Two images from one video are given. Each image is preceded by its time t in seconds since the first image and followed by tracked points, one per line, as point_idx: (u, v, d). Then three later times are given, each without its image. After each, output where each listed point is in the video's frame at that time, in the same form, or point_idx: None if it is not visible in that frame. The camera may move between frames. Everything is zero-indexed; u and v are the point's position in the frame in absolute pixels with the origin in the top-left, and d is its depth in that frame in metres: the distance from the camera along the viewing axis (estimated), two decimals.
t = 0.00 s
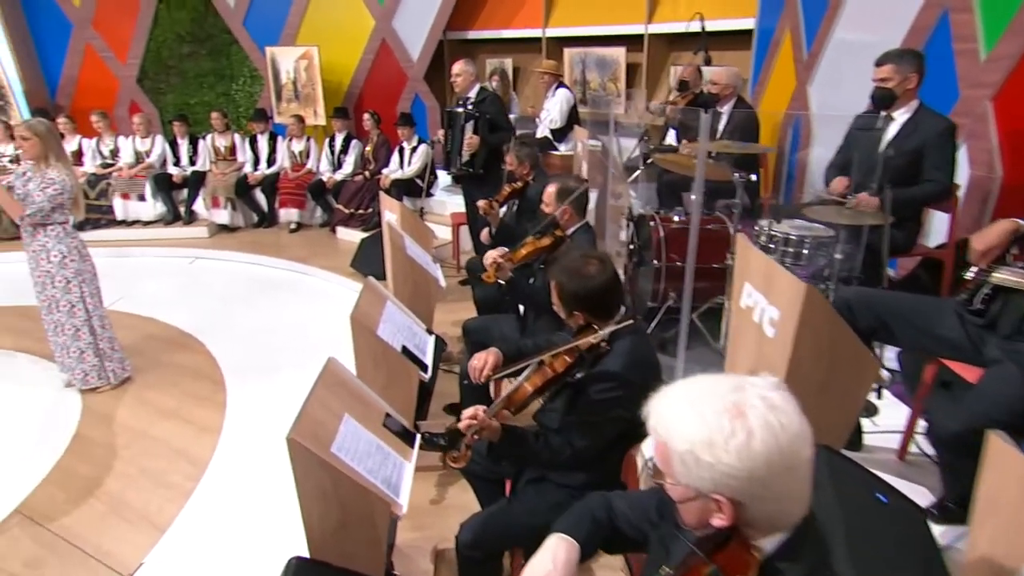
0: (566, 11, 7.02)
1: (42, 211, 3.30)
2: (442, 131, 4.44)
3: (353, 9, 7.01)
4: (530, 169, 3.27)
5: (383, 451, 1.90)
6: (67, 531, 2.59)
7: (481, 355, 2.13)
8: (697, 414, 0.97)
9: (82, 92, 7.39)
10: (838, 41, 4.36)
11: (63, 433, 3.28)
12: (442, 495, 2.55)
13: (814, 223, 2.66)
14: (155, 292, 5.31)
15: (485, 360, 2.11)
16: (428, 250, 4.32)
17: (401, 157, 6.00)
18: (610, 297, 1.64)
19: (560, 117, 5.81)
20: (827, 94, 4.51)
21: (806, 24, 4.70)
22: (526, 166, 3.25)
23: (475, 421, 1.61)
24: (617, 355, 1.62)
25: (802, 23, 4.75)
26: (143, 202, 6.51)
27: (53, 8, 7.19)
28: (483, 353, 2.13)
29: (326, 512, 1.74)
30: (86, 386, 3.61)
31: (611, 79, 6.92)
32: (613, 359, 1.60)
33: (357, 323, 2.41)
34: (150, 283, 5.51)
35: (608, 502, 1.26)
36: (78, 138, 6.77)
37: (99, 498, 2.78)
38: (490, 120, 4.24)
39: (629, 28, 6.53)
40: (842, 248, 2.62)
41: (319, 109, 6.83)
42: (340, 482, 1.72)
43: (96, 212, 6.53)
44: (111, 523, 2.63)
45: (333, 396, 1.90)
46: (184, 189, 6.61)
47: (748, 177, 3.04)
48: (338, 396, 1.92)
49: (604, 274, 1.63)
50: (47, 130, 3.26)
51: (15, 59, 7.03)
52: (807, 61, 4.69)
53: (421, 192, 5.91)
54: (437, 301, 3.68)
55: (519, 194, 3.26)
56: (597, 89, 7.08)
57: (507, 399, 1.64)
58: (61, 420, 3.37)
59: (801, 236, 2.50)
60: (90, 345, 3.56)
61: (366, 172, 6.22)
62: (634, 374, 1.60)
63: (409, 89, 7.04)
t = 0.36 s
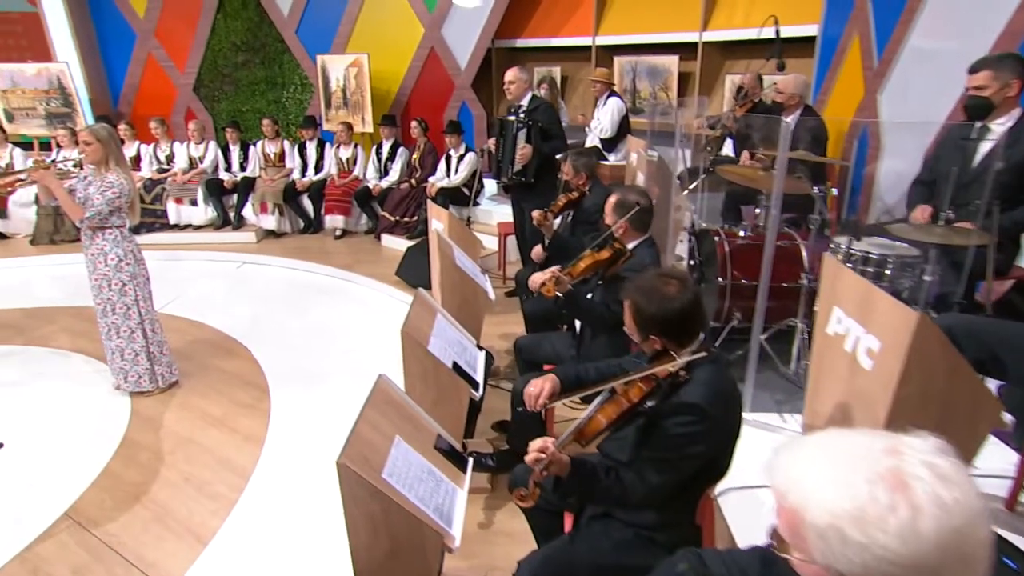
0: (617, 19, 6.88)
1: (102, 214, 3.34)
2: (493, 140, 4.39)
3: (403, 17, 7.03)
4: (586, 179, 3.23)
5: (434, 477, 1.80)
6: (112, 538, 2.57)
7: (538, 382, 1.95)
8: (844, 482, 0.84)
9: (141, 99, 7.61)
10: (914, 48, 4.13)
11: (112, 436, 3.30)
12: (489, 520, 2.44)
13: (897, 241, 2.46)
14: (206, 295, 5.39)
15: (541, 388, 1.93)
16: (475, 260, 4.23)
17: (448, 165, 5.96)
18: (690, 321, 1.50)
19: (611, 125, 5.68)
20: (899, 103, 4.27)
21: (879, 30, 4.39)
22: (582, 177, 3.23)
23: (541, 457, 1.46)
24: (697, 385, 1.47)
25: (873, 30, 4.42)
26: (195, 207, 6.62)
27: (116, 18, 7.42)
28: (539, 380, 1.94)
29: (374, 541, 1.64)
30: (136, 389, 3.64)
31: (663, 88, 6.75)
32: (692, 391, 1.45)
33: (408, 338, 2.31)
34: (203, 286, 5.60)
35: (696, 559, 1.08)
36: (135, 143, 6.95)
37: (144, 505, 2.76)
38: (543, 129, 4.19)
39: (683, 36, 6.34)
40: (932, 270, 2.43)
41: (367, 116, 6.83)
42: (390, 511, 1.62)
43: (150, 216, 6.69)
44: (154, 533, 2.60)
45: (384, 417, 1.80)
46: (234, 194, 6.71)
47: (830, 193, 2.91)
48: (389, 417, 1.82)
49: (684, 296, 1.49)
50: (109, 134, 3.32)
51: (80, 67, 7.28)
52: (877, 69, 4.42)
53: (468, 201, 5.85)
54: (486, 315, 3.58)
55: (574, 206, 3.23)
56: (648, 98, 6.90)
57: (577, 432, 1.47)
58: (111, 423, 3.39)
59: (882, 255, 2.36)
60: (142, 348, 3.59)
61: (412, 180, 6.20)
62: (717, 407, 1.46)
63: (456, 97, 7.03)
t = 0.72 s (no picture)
0: (665, 23, 6.68)
1: (149, 218, 3.33)
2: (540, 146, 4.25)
3: (447, 23, 6.99)
4: (641, 187, 3.13)
5: (487, 508, 1.67)
6: (149, 550, 2.51)
7: (599, 412, 1.78)
8: None
9: (189, 104, 7.73)
10: (995, 50, 3.84)
11: (153, 442, 3.27)
12: (537, 549, 2.29)
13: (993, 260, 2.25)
14: (248, 298, 5.40)
15: (603, 418, 1.76)
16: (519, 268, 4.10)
17: (490, 171, 5.86)
18: (784, 352, 1.33)
19: (659, 133, 5.51)
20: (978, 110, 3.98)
21: (955, 32, 4.12)
22: (637, 185, 3.13)
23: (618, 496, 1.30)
24: (791, 424, 1.29)
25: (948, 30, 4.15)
26: (238, 211, 6.66)
27: (168, 25, 7.56)
28: (601, 409, 1.77)
29: None
30: (177, 394, 3.63)
31: (712, 94, 6.53)
32: (786, 430, 1.28)
33: (456, 353, 2.20)
34: (245, 289, 5.62)
35: None
36: (183, 147, 7.05)
37: (181, 516, 2.69)
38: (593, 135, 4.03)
39: (735, 40, 6.10)
40: None
41: (409, 121, 6.77)
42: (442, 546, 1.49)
43: (195, 220, 6.77)
44: (191, 547, 2.53)
45: (434, 442, 1.68)
46: (276, 198, 6.74)
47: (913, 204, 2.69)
48: (439, 441, 1.70)
49: (777, 322, 1.33)
50: (158, 138, 3.32)
51: (133, 73, 7.43)
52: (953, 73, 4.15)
53: (510, 208, 5.75)
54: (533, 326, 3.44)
55: (628, 215, 3.16)
56: (696, 104, 6.70)
57: (656, 473, 1.35)
58: (152, 429, 3.37)
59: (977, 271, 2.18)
60: (184, 354, 3.56)
61: (454, 186, 6.12)
62: (815, 450, 1.28)
63: (499, 103, 6.95)
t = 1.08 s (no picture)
0: (717, 23, 6.42)
1: (194, 221, 3.29)
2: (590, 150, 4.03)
3: (492, 26, 6.88)
4: (705, 195, 2.97)
5: (550, 549, 1.51)
6: (187, 566, 2.43)
7: (674, 449, 1.61)
8: None
9: (236, 108, 7.82)
10: None
11: (194, 449, 3.21)
12: None
13: None
14: (286, 302, 5.36)
15: (678, 457, 1.59)
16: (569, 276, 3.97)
17: (535, 177, 5.72)
18: (914, 392, 1.12)
19: (713, 139, 5.27)
20: None
21: None
22: (701, 193, 2.97)
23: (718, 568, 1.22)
24: (926, 482, 1.08)
25: None
26: (281, 213, 6.66)
27: (218, 29, 7.67)
28: (675, 447, 1.60)
29: None
30: (218, 401, 3.57)
31: (766, 99, 6.22)
32: (918, 489, 1.07)
33: (513, 372, 2.04)
34: (284, 292, 5.59)
35: None
36: (229, 150, 7.12)
37: (220, 531, 2.61)
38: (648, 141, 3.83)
39: (792, 43, 5.76)
40: None
41: (453, 125, 6.64)
42: None
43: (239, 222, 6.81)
44: (228, 564, 2.44)
45: (493, 474, 1.53)
46: (319, 201, 6.73)
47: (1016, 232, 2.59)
48: (498, 473, 1.55)
49: (911, 358, 1.12)
50: (206, 141, 3.28)
51: (184, 77, 7.56)
52: None
53: (555, 214, 5.61)
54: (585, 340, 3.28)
55: (691, 224, 3.02)
56: (748, 109, 6.40)
57: (763, 537, 1.16)
58: (192, 435, 3.31)
59: None
60: (225, 360, 3.50)
61: (497, 191, 6.03)
62: (955, 514, 1.07)
63: (543, 107, 6.82)
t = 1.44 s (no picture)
0: (774, 21, 6.10)
1: (239, 223, 3.21)
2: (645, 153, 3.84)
3: (538, 27, 6.74)
4: (778, 204, 2.79)
5: None
6: None
7: (770, 497, 1.42)
8: None
9: (280, 109, 7.83)
10: None
11: (233, 458, 3.12)
12: None
13: None
14: (325, 305, 5.29)
15: (776, 505, 1.40)
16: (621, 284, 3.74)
17: (582, 181, 5.55)
18: None
19: (771, 143, 4.97)
20: None
21: None
22: (774, 201, 2.79)
23: None
24: None
25: None
26: (322, 215, 6.62)
27: (265, 30, 7.70)
28: (772, 492, 1.42)
29: None
30: (257, 408, 3.48)
31: (826, 101, 5.87)
32: None
33: (575, 395, 1.86)
34: (324, 295, 5.52)
35: None
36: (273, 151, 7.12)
37: (258, 548, 2.49)
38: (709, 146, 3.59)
39: (857, 41, 5.39)
40: None
41: (497, 127, 6.50)
42: None
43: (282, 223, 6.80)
44: None
45: (563, 517, 1.38)
46: (360, 203, 6.67)
47: None
48: (569, 515, 1.39)
49: None
50: (252, 140, 3.21)
51: (231, 78, 7.61)
52: None
53: (602, 220, 5.44)
54: (641, 354, 3.09)
55: (762, 233, 2.81)
56: (807, 112, 6.06)
57: None
58: (232, 443, 3.23)
59: None
60: (265, 366, 3.41)
61: (542, 196, 5.87)
62: None
63: (588, 109, 6.65)
